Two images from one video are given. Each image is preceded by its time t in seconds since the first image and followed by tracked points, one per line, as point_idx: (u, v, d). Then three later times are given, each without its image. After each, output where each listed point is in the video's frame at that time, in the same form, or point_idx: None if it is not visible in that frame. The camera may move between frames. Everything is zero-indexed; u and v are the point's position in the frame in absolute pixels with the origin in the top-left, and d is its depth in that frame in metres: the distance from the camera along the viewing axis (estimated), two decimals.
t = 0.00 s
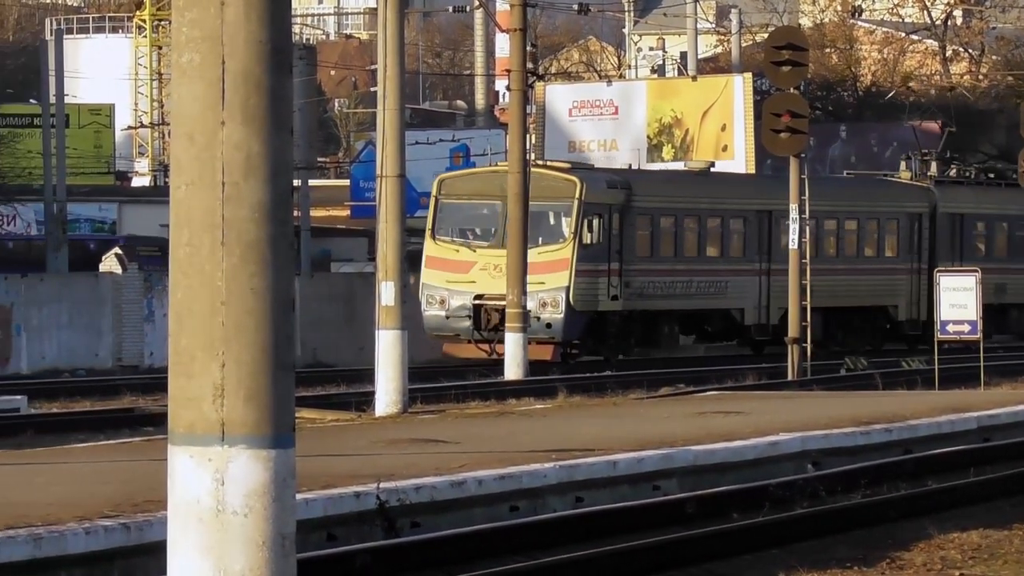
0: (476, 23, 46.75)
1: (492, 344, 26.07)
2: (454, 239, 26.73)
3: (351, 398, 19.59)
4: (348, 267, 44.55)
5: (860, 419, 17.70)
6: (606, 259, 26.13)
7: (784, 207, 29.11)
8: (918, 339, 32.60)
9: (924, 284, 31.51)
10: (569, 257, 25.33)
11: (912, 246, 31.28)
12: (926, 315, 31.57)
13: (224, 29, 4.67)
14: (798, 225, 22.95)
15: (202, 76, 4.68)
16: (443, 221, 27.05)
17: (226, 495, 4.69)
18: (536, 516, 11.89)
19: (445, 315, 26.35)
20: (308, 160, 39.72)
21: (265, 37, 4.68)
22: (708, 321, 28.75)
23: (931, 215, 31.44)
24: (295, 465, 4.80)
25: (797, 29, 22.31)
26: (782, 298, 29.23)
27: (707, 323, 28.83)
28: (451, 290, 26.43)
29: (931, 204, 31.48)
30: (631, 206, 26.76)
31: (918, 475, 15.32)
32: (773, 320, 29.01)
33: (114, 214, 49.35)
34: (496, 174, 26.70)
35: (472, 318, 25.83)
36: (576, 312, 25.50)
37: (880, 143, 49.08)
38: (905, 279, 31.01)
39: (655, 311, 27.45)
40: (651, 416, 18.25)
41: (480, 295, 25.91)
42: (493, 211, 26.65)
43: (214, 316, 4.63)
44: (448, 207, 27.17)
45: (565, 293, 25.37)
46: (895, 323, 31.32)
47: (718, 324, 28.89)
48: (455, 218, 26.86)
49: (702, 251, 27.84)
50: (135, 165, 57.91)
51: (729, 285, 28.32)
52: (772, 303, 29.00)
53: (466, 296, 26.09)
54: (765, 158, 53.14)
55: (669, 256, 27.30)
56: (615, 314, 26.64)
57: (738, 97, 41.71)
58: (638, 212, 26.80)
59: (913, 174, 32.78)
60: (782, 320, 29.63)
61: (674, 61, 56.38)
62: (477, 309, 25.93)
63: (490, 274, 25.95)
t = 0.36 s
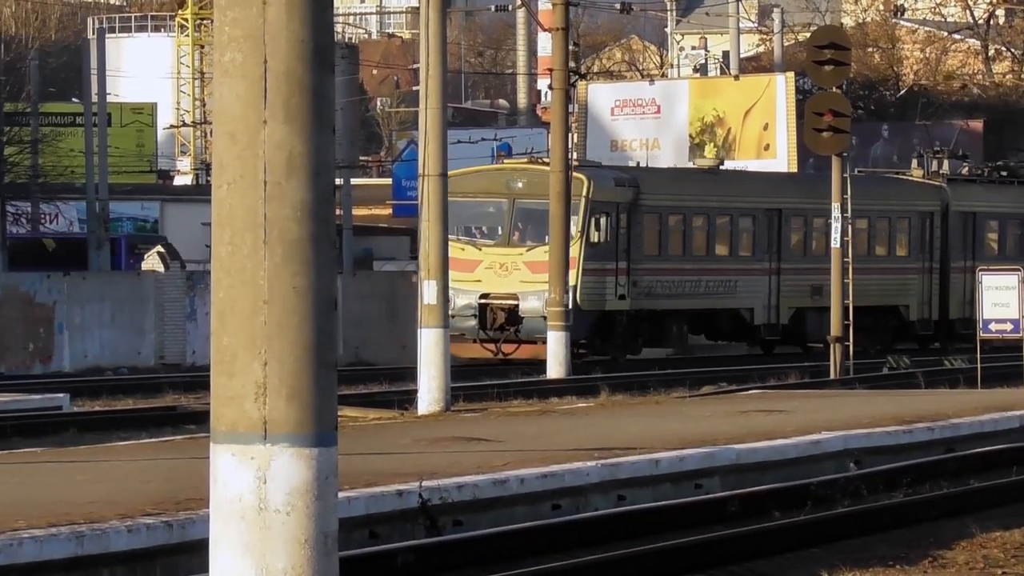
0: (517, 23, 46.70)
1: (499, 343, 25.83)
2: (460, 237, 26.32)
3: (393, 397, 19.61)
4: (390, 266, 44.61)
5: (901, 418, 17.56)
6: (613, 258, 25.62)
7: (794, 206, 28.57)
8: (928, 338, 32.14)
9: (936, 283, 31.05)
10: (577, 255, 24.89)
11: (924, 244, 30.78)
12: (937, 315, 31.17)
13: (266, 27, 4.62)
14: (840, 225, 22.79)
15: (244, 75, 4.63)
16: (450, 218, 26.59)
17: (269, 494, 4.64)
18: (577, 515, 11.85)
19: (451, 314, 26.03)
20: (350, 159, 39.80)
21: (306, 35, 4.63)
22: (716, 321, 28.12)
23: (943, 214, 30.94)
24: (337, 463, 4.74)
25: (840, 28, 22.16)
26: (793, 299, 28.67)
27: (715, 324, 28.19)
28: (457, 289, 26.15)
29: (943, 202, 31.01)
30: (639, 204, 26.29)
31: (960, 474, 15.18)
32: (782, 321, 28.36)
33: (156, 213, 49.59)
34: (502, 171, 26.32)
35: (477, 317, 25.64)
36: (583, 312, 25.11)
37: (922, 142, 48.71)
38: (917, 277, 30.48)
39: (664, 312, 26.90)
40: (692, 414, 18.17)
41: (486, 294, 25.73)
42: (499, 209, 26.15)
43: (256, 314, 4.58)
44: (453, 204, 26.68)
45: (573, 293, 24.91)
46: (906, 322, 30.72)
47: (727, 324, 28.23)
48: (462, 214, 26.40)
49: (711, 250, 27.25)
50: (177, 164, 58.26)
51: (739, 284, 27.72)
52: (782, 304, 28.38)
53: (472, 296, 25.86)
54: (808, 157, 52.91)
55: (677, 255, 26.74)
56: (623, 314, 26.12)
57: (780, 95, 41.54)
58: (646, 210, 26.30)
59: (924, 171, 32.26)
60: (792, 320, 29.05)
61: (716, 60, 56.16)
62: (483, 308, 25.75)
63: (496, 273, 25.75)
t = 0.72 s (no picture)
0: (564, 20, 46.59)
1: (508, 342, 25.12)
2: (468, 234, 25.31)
3: (440, 395, 19.60)
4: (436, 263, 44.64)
5: (948, 416, 17.39)
6: (625, 255, 24.75)
7: (808, 202, 28.15)
8: (942, 339, 31.75)
9: (951, 282, 30.64)
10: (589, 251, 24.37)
11: (940, 242, 30.36)
12: (951, 314, 30.70)
13: (313, 23, 4.58)
14: (886, 222, 22.63)
15: (291, 73, 4.59)
16: (455, 216, 25.57)
17: (315, 492, 4.61)
18: (622, 513, 11.79)
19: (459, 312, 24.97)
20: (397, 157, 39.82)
21: (353, 31, 4.59)
22: (730, 319, 27.77)
23: (959, 212, 30.55)
24: (384, 461, 4.71)
25: (887, 25, 21.98)
26: (806, 297, 28.41)
27: (729, 322, 27.85)
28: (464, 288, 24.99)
29: (960, 201, 30.62)
30: (651, 200, 25.46)
31: (1007, 473, 15.01)
32: (796, 320, 28.17)
33: (202, 210, 49.77)
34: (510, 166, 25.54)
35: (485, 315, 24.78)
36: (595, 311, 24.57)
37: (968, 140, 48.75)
38: (933, 276, 29.98)
39: (675, 309, 26.33)
40: (738, 413, 18.07)
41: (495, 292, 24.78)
42: (508, 205, 25.39)
43: (302, 312, 4.55)
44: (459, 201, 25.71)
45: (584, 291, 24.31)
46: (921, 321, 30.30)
47: (740, 323, 27.93)
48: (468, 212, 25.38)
49: (725, 247, 26.78)
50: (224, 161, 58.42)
51: (751, 282, 27.31)
52: (796, 302, 28.12)
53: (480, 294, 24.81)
54: (855, 156, 52.57)
55: (690, 253, 26.14)
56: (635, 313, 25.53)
57: (827, 94, 41.53)
58: (659, 206, 25.52)
59: (937, 168, 31.87)
60: (806, 318, 28.84)
61: (762, 57, 55.88)
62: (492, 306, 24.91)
63: (506, 271, 25.05)
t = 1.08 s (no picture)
0: (598, 16, 46.47)
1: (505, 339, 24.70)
2: (466, 229, 25.10)
3: (473, 391, 19.58)
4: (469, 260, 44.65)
5: (982, 411, 17.27)
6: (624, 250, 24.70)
7: (809, 197, 27.79)
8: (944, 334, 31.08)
9: (955, 278, 29.84)
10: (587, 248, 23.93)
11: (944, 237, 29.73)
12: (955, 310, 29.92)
13: (347, 19, 4.56)
14: (921, 219, 22.45)
15: (325, 69, 4.58)
16: (454, 211, 25.39)
17: (349, 487, 4.60)
18: (657, 508, 11.76)
19: (456, 308, 24.90)
20: (430, 153, 39.86)
21: (388, 28, 4.58)
22: (730, 316, 27.26)
23: (962, 206, 29.98)
24: (418, 457, 4.70)
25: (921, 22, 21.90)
26: (808, 293, 27.93)
27: (728, 320, 27.32)
28: (462, 283, 24.94)
29: (963, 195, 30.02)
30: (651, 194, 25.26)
31: None
32: (798, 316, 27.62)
33: (236, 206, 49.92)
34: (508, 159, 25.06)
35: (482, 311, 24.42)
36: (592, 306, 24.02)
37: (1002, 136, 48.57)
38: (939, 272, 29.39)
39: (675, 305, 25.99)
40: (771, 408, 17.99)
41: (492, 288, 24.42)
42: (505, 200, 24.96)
43: (337, 307, 4.54)
44: (459, 196, 25.45)
45: (582, 286, 23.92)
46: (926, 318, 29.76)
47: (741, 320, 27.41)
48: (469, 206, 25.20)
49: (724, 242, 26.39)
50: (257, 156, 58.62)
51: (752, 278, 26.95)
52: (797, 297, 27.64)
53: (478, 289, 24.62)
54: (889, 152, 52.35)
55: (689, 248, 25.81)
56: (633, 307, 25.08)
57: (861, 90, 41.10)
58: (661, 201, 25.11)
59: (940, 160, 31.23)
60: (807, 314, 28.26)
61: (796, 52, 55.60)
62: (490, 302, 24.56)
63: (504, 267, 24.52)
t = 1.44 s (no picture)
0: (629, 16, 46.35)
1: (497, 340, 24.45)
2: (458, 228, 24.99)
3: (504, 390, 19.55)
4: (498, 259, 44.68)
5: (1014, 412, 17.13)
6: (617, 250, 24.43)
7: (806, 196, 27.50)
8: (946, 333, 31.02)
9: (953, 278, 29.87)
10: (579, 248, 23.65)
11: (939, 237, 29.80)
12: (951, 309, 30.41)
13: (378, 17, 4.54)
14: (951, 217, 22.36)
15: (356, 69, 4.56)
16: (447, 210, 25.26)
17: (378, 487, 4.59)
18: (687, 509, 11.71)
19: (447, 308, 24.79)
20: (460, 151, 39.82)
21: (418, 26, 4.56)
22: (726, 317, 27.07)
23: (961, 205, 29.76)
24: (448, 456, 4.67)
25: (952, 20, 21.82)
26: (804, 294, 27.61)
27: (725, 320, 27.13)
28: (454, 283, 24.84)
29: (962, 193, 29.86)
30: (644, 192, 25.19)
31: None
32: (794, 317, 27.37)
33: (266, 205, 50.01)
34: (501, 159, 24.91)
35: (474, 312, 24.27)
36: (586, 307, 23.81)
37: None
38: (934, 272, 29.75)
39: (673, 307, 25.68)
40: (801, 408, 17.91)
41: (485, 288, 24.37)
42: (498, 199, 24.80)
43: (368, 306, 4.51)
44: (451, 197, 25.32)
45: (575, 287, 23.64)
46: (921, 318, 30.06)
47: (738, 320, 27.18)
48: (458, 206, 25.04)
49: (720, 242, 26.03)
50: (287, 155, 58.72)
51: (748, 278, 26.62)
52: (794, 298, 27.33)
53: (469, 289, 24.51)
54: (920, 151, 52.07)
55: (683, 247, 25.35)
56: (629, 308, 24.94)
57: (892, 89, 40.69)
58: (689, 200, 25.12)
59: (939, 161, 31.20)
60: (804, 315, 28.01)
61: (828, 52, 55.33)
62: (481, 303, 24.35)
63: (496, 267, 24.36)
